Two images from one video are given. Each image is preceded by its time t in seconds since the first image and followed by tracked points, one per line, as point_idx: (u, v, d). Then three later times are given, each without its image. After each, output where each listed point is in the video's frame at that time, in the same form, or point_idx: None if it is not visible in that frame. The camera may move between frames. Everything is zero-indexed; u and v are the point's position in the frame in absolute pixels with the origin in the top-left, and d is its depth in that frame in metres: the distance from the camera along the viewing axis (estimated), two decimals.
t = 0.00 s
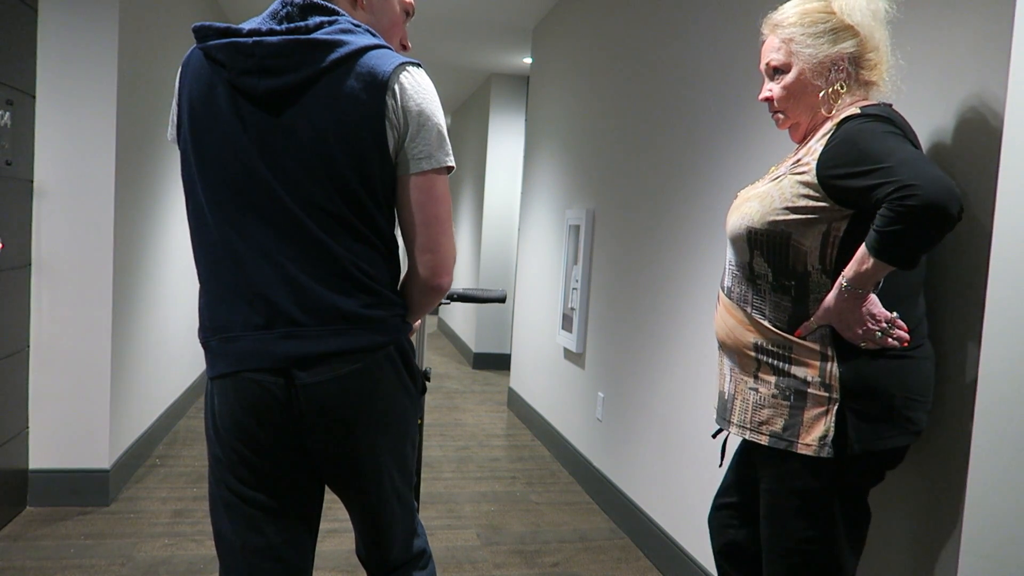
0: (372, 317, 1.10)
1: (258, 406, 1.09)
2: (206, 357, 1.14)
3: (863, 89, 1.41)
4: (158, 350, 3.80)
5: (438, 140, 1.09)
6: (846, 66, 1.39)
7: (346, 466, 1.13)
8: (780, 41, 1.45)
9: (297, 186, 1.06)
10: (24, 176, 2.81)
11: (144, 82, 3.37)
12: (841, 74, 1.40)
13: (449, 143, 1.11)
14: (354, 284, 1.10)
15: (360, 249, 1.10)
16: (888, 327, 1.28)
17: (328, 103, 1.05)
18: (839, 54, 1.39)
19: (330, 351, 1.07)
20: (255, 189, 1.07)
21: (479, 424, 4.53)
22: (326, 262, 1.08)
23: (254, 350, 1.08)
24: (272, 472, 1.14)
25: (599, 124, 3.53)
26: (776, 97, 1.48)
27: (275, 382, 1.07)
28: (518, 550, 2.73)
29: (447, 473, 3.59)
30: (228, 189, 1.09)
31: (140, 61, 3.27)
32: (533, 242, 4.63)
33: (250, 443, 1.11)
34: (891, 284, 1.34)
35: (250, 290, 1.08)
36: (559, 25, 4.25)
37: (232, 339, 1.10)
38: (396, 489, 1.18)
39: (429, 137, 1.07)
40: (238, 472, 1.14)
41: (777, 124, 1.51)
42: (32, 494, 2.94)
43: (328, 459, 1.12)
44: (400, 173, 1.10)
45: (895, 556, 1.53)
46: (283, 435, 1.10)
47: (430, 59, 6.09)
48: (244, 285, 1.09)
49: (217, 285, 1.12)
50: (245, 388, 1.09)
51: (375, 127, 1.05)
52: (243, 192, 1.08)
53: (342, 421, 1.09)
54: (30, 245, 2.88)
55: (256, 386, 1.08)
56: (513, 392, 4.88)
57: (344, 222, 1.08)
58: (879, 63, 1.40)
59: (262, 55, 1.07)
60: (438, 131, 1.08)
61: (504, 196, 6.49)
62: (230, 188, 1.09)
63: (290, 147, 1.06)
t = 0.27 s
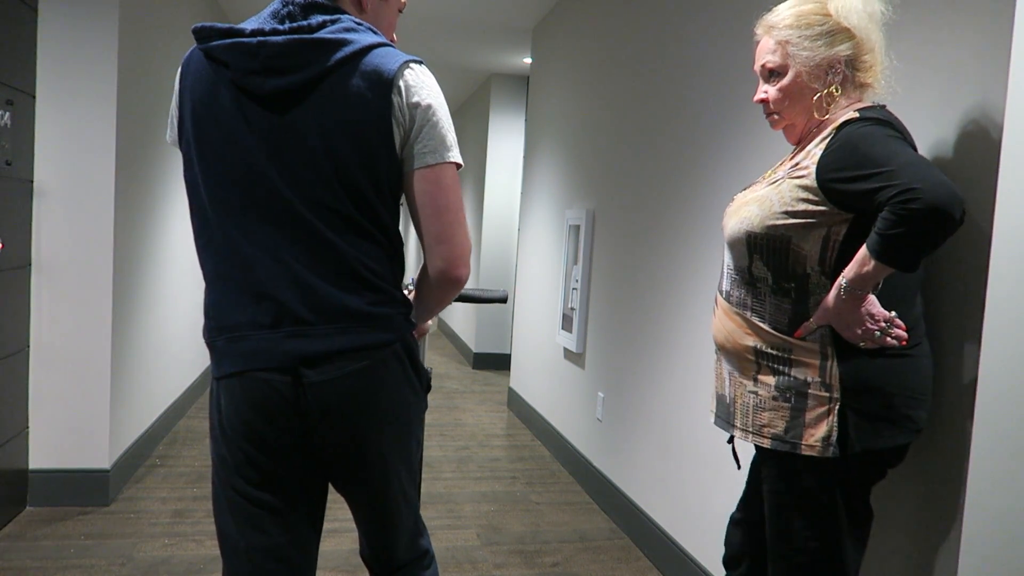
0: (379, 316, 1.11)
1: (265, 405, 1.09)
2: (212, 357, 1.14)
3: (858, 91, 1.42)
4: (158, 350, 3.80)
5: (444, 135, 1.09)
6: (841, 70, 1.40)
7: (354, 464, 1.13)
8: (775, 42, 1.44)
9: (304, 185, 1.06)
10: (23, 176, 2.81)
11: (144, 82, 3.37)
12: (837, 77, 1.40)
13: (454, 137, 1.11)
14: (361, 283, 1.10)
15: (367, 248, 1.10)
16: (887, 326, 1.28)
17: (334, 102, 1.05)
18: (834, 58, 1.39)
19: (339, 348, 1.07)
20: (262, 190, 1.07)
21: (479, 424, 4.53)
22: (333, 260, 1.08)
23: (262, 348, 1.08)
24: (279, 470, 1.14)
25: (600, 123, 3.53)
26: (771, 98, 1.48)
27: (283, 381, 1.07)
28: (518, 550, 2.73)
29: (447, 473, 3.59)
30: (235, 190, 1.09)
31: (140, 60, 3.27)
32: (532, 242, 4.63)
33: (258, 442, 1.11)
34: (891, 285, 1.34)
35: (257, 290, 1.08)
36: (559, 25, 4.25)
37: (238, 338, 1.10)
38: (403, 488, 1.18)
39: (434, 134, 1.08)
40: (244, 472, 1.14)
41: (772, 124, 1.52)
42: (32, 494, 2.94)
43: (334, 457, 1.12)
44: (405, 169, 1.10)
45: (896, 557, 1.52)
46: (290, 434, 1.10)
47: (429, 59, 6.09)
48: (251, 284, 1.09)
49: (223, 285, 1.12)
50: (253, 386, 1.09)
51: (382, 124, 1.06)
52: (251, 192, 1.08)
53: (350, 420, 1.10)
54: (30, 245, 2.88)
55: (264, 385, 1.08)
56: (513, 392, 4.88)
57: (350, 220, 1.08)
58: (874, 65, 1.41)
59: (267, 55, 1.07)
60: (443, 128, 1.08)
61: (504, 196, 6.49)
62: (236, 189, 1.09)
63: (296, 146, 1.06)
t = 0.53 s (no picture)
0: (382, 316, 1.11)
1: (267, 406, 1.09)
2: (214, 357, 1.14)
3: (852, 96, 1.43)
4: (158, 350, 3.80)
5: (445, 133, 1.09)
6: (837, 74, 1.40)
7: (356, 465, 1.13)
8: (772, 44, 1.44)
9: (307, 185, 1.06)
10: (23, 176, 2.81)
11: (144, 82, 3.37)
12: (832, 81, 1.41)
13: (455, 136, 1.11)
14: (365, 283, 1.10)
15: (370, 248, 1.10)
16: (880, 321, 1.28)
17: (337, 102, 1.06)
18: (831, 62, 1.39)
19: (342, 348, 1.07)
20: (265, 190, 1.07)
21: (479, 424, 4.53)
22: (336, 260, 1.08)
23: (264, 349, 1.08)
24: (281, 471, 1.14)
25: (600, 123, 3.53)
26: (767, 101, 1.47)
27: (286, 381, 1.08)
28: (518, 550, 2.73)
29: (447, 473, 3.59)
30: (238, 190, 1.09)
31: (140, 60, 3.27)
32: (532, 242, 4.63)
33: (260, 442, 1.11)
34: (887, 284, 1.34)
35: (260, 290, 1.08)
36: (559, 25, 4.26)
37: (240, 338, 1.10)
38: (404, 489, 1.18)
39: (436, 133, 1.08)
40: (246, 472, 1.14)
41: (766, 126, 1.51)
42: (32, 494, 2.94)
43: (337, 457, 1.12)
44: (405, 168, 1.10)
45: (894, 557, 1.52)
46: (293, 434, 1.10)
47: (430, 59, 6.09)
48: (254, 284, 1.09)
49: (225, 286, 1.12)
50: (255, 386, 1.09)
51: (385, 124, 1.06)
52: (254, 192, 1.08)
53: (353, 420, 1.10)
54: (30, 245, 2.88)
55: (266, 385, 1.08)
56: (513, 392, 4.88)
57: (353, 220, 1.08)
58: (868, 70, 1.42)
59: (269, 56, 1.07)
60: (445, 127, 1.09)
61: (504, 195, 6.49)
62: (239, 189, 1.09)
63: (299, 146, 1.06)
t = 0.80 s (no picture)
0: (383, 315, 1.11)
1: (267, 407, 1.09)
2: (213, 358, 1.14)
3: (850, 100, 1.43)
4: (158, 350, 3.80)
5: (444, 130, 1.08)
6: (835, 79, 1.40)
7: (356, 466, 1.13)
8: (770, 48, 1.44)
9: (308, 185, 1.06)
10: (23, 176, 2.81)
11: (144, 82, 3.37)
12: (830, 86, 1.41)
13: (454, 133, 1.10)
14: (365, 282, 1.10)
15: (370, 248, 1.10)
16: (881, 320, 1.29)
17: (337, 101, 1.06)
18: (829, 67, 1.39)
19: (342, 348, 1.07)
20: (265, 190, 1.07)
21: (479, 424, 4.53)
22: (337, 260, 1.08)
23: (264, 349, 1.08)
24: (281, 471, 1.14)
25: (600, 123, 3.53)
26: (765, 104, 1.47)
27: (285, 382, 1.07)
28: (518, 550, 2.73)
29: (447, 473, 3.59)
30: (238, 190, 1.09)
31: (140, 60, 3.27)
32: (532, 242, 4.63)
33: (260, 443, 1.11)
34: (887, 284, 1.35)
35: (261, 290, 1.08)
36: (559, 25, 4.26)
37: (240, 339, 1.10)
38: (405, 489, 1.18)
39: (435, 131, 1.07)
40: (246, 473, 1.14)
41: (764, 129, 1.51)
42: (32, 494, 2.94)
43: (336, 458, 1.12)
44: (405, 165, 1.10)
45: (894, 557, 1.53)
46: (292, 435, 1.10)
47: (429, 59, 6.09)
48: (255, 285, 1.09)
49: (226, 287, 1.12)
50: (255, 387, 1.09)
51: (384, 122, 1.06)
52: (255, 193, 1.08)
53: (352, 420, 1.10)
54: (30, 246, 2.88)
55: (266, 386, 1.08)
56: (513, 392, 4.88)
57: (354, 219, 1.08)
58: (866, 75, 1.42)
59: (269, 56, 1.07)
60: (444, 124, 1.08)
61: (504, 195, 6.49)
62: (239, 190, 1.09)
63: (298, 146, 1.06)
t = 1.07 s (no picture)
0: (381, 314, 1.11)
1: (266, 406, 1.09)
2: (212, 358, 1.14)
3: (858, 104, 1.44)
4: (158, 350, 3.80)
5: (443, 125, 1.08)
6: (845, 81, 1.41)
7: (355, 465, 1.13)
8: (780, 50, 1.43)
9: (305, 184, 1.06)
10: (23, 176, 2.81)
11: (144, 82, 3.37)
12: (841, 89, 1.41)
13: (454, 128, 1.11)
14: (363, 280, 1.10)
15: (368, 246, 1.10)
16: (890, 321, 1.30)
17: (334, 99, 1.06)
18: (840, 70, 1.40)
19: (340, 347, 1.07)
20: (263, 189, 1.07)
21: (479, 424, 4.53)
22: (335, 258, 1.08)
23: (263, 349, 1.08)
24: (280, 471, 1.14)
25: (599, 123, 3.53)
26: (774, 107, 1.47)
27: (283, 382, 1.07)
28: (518, 550, 2.73)
29: (447, 473, 3.59)
30: (237, 190, 1.09)
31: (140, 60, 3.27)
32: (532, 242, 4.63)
33: (259, 443, 1.11)
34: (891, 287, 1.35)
35: (260, 289, 1.08)
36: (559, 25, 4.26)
37: (239, 338, 1.10)
38: (404, 489, 1.18)
39: (432, 126, 1.08)
40: (245, 473, 1.14)
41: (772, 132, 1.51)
42: (32, 494, 2.94)
43: (334, 457, 1.12)
44: (404, 160, 1.10)
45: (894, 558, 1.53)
46: (291, 434, 1.10)
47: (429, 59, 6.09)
48: (254, 284, 1.09)
49: (224, 287, 1.12)
50: (254, 387, 1.09)
51: (381, 119, 1.06)
52: (253, 192, 1.08)
53: (351, 420, 1.09)
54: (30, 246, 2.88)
55: (264, 386, 1.08)
56: (513, 392, 4.88)
57: (352, 217, 1.08)
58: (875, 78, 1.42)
59: (265, 54, 1.07)
60: (441, 119, 1.08)
61: (504, 195, 6.49)
62: (238, 189, 1.09)
63: (296, 144, 1.06)
